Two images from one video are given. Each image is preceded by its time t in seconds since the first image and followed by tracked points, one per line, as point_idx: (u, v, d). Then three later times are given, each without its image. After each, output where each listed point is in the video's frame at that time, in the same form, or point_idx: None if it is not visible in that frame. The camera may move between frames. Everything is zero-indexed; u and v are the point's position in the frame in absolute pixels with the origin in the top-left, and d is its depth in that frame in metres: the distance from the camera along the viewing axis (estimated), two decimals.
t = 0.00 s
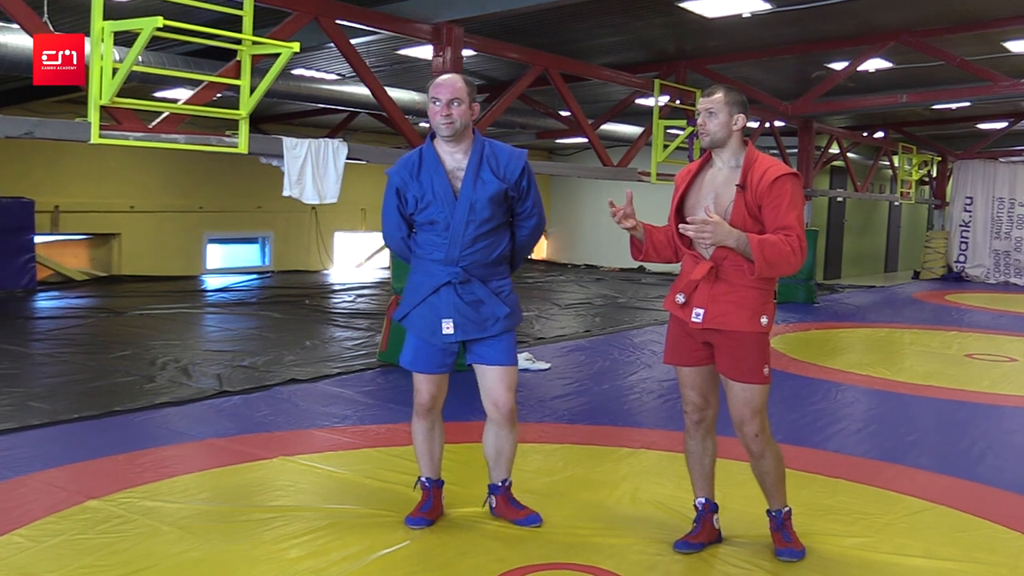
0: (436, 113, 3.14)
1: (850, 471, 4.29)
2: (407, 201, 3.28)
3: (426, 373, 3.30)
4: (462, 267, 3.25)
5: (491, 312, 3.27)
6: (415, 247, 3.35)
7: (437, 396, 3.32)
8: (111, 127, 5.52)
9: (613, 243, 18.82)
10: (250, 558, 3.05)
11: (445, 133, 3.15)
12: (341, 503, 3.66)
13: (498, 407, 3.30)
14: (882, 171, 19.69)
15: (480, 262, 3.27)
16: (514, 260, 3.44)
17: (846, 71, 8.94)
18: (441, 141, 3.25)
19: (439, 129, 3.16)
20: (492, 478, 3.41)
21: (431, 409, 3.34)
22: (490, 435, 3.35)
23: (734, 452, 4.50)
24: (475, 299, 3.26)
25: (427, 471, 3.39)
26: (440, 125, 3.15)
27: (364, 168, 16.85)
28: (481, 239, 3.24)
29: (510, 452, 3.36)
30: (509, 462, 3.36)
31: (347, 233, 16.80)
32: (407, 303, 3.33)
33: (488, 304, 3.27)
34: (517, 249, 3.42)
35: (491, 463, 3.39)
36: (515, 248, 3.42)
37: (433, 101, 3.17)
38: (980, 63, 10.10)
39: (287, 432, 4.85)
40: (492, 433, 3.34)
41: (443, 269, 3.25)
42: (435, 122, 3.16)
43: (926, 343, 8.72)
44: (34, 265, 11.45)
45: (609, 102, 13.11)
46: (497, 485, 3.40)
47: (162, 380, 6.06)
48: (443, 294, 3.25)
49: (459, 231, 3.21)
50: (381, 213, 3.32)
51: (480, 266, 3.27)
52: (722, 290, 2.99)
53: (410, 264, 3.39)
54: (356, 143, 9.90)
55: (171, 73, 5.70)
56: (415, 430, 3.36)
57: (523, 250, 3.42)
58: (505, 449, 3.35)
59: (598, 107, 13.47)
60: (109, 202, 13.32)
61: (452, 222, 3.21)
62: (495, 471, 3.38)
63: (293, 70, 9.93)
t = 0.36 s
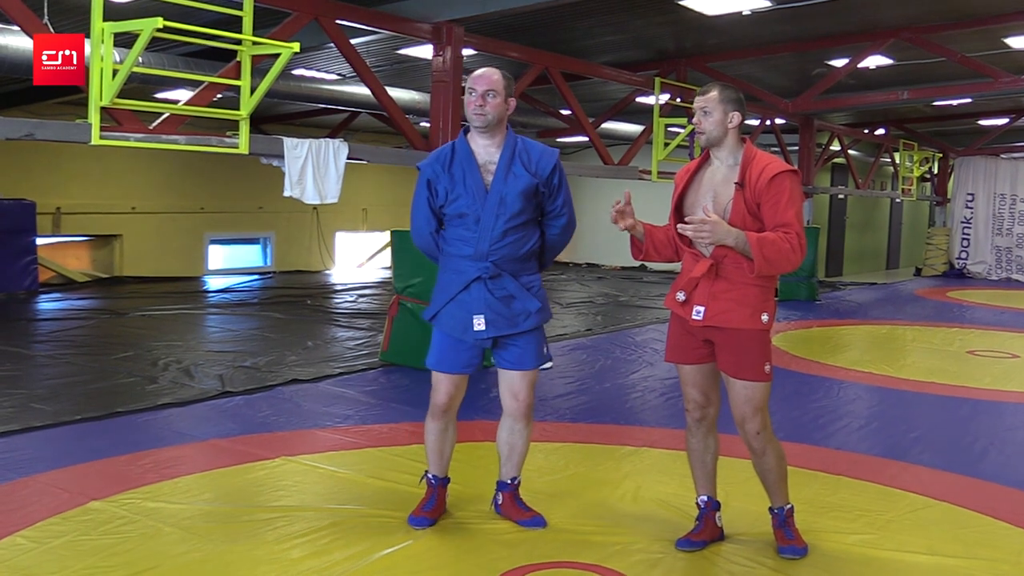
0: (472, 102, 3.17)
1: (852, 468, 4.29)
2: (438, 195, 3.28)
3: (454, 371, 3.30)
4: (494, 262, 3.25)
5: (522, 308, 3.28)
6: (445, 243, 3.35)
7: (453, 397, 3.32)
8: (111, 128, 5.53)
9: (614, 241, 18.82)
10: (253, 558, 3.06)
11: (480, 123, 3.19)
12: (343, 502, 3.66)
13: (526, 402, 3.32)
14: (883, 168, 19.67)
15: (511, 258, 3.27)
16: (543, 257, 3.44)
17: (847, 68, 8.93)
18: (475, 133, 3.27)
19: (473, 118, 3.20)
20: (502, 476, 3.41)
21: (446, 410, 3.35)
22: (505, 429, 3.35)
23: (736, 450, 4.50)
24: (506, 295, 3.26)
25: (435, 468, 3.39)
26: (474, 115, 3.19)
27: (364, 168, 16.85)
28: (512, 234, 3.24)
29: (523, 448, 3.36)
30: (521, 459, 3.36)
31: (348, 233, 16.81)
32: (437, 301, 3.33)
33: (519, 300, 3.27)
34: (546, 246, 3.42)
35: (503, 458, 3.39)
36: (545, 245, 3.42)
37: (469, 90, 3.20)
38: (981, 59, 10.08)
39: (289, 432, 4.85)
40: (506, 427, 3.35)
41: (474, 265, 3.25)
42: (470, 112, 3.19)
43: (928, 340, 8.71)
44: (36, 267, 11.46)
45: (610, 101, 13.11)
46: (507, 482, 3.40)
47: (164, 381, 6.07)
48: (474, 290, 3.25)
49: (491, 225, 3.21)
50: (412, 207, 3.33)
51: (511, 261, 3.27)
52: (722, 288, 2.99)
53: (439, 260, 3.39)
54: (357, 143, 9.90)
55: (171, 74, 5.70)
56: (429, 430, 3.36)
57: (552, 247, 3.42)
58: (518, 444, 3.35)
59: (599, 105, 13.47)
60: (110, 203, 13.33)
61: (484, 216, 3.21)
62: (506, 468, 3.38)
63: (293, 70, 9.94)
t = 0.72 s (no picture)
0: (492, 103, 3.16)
1: (853, 460, 4.29)
2: (456, 190, 3.23)
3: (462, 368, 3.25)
4: (510, 261, 3.22)
5: (536, 308, 3.27)
6: (459, 239, 3.30)
7: (452, 392, 3.24)
8: (108, 128, 5.52)
9: (613, 237, 18.81)
10: (254, 557, 3.06)
11: (500, 122, 3.16)
12: (344, 500, 3.67)
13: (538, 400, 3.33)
14: (881, 160, 19.66)
15: (527, 257, 3.25)
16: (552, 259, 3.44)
17: (844, 60, 8.92)
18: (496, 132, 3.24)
19: (494, 118, 3.18)
20: (503, 472, 3.41)
21: (440, 408, 3.25)
22: (507, 425, 3.38)
23: (737, 443, 4.50)
24: (521, 294, 3.25)
25: (418, 454, 3.32)
26: (494, 114, 3.16)
27: (362, 166, 16.84)
28: (531, 233, 3.23)
29: (525, 444, 3.38)
30: (522, 453, 3.38)
31: (348, 231, 16.80)
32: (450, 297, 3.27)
33: (533, 299, 3.27)
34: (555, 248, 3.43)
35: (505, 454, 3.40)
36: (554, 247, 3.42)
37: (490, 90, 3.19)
38: (978, 50, 10.07)
39: (289, 430, 4.85)
40: (509, 424, 3.38)
41: (490, 262, 3.21)
42: (489, 111, 3.18)
43: (928, 331, 8.70)
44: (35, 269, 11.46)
45: (608, 96, 13.09)
46: (508, 478, 3.40)
47: (164, 381, 6.07)
48: (490, 288, 3.21)
49: (511, 223, 3.18)
50: (429, 201, 3.27)
51: (527, 260, 3.26)
52: (719, 281, 2.99)
53: (452, 256, 3.34)
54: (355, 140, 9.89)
55: (167, 73, 5.69)
56: (417, 422, 3.28)
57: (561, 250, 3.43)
58: (519, 439, 3.37)
59: (596, 100, 13.46)
60: (108, 204, 13.33)
61: (504, 214, 3.18)
62: (507, 464, 3.39)
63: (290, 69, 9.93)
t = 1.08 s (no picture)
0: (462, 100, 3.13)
1: (850, 456, 4.29)
2: (436, 185, 3.13)
3: (448, 371, 3.15)
4: (494, 257, 3.17)
5: (518, 305, 3.26)
6: (437, 236, 3.21)
7: (442, 395, 3.14)
8: (104, 123, 5.49)
9: (610, 232, 18.81)
10: (251, 552, 3.06)
11: (474, 121, 3.14)
12: (342, 495, 3.67)
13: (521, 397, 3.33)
14: (878, 156, 19.69)
15: (509, 253, 3.23)
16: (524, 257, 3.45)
17: (842, 56, 8.92)
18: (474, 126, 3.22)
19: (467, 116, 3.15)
20: (497, 469, 3.41)
21: (429, 413, 3.14)
22: (496, 424, 3.37)
23: (733, 439, 4.51)
24: (505, 290, 3.22)
25: (405, 479, 3.14)
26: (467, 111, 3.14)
27: (359, 161, 16.82)
28: (513, 228, 3.21)
29: (515, 441, 3.38)
30: (514, 450, 3.38)
31: (344, 227, 16.79)
32: (432, 297, 3.15)
33: (517, 295, 3.25)
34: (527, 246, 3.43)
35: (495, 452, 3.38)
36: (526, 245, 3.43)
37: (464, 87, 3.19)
38: (975, 46, 10.08)
39: (286, 425, 4.85)
40: (499, 423, 3.36)
41: (474, 259, 3.15)
42: (464, 109, 3.13)
43: (925, 328, 8.71)
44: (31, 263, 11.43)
45: (605, 91, 13.09)
46: (503, 475, 3.40)
47: (161, 376, 6.06)
48: (475, 285, 3.15)
49: (497, 217, 3.14)
50: (404, 197, 3.14)
51: (509, 256, 3.24)
52: (719, 278, 2.99)
53: (428, 255, 3.23)
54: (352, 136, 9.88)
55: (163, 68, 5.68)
56: (406, 433, 3.13)
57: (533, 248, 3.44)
58: (510, 436, 3.37)
59: (593, 95, 13.45)
60: (105, 198, 13.29)
61: (489, 208, 3.13)
62: (500, 461, 3.38)
63: (287, 63, 9.91)
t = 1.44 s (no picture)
0: (435, 96, 3.10)
1: (848, 456, 4.29)
2: (398, 183, 3.10)
3: (416, 371, 3.14)
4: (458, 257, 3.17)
5: (479, 306, 3.26)
6: (398, 235, 3.18)
7: (415, 397, 3.15)
8: (103, 119, 5.49)
9: (610, 230, 18.79)
10: (249, 549, 3.05)
11: (446, 118, 3.12)
12: (341, 492, 3.67)
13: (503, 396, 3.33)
14: (878, 155, 19.69)
15: (470, 253, 3.22)
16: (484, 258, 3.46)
17: (842, 55, 8.90)
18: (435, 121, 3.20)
19: (439, 113, 3.12)
20: (487, 469, 3.41)
21: (408, 415, 3.15)
22: (479, 425, 3.37)
23: (733, 438, 4.50)
24: (466, 291, 3.22)
25: (396, 480, 3.16)
26: (439, 108, 3.11)
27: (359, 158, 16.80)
28: (475, 228, 3.21)
29: (501, 440, 3.38)
30: (503, 448, 3.39)
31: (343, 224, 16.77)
32: (394, 297, 3.12)
33: (478, 297, 3.25)
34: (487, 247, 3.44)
35: (484, 452, 3.39)
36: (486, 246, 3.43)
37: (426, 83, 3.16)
38: (975, 45, 10.07)
39: (284, 423, 4.85)
40: (482, 422, 3.36)
41: (436, 259, 3.14)
42: (435, 105, 3.10)
43: (924, 327, 8.71)
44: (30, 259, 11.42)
45: (605, 89, 13.08)
46: (495, 474, 3.41)
47: (159, 372, 6.06)
48: (437, 285, 3.14)
49: (462, 216, 3.13)
50: (364, 195, 3.09)
51: (471, 257, 3.24)
52: (720, 277, 2.98)
53: (387, 253, 3.20)
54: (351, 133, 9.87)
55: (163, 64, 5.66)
56: (388, 436, 3.14)
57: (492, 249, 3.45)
58: (497, 436, 3.37)
59: (593, 93, 13.44)
60: (104, 194, 13.27)
61: (454, 207, 3.13)
62: (490, 460, 3.39)
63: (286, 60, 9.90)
